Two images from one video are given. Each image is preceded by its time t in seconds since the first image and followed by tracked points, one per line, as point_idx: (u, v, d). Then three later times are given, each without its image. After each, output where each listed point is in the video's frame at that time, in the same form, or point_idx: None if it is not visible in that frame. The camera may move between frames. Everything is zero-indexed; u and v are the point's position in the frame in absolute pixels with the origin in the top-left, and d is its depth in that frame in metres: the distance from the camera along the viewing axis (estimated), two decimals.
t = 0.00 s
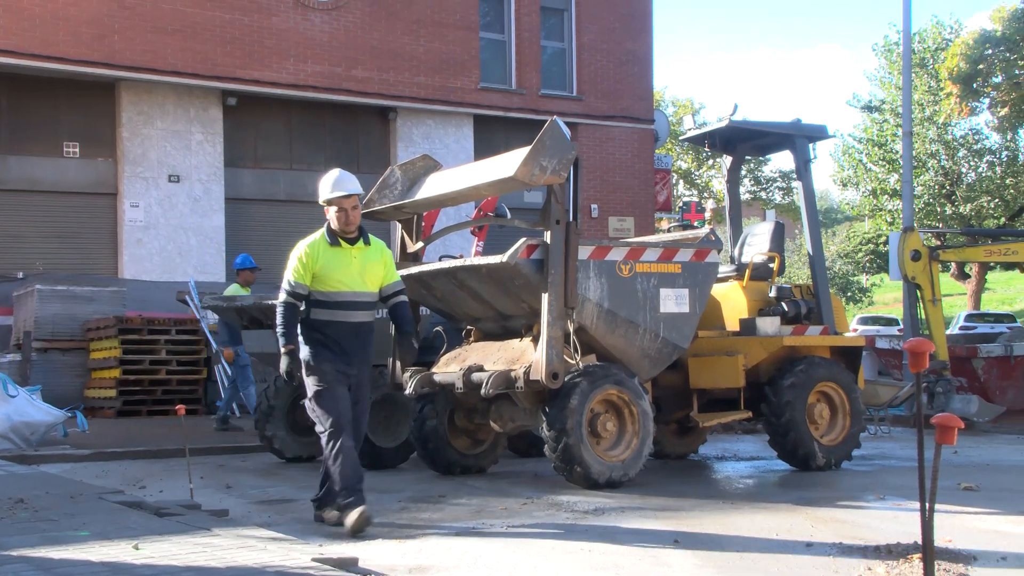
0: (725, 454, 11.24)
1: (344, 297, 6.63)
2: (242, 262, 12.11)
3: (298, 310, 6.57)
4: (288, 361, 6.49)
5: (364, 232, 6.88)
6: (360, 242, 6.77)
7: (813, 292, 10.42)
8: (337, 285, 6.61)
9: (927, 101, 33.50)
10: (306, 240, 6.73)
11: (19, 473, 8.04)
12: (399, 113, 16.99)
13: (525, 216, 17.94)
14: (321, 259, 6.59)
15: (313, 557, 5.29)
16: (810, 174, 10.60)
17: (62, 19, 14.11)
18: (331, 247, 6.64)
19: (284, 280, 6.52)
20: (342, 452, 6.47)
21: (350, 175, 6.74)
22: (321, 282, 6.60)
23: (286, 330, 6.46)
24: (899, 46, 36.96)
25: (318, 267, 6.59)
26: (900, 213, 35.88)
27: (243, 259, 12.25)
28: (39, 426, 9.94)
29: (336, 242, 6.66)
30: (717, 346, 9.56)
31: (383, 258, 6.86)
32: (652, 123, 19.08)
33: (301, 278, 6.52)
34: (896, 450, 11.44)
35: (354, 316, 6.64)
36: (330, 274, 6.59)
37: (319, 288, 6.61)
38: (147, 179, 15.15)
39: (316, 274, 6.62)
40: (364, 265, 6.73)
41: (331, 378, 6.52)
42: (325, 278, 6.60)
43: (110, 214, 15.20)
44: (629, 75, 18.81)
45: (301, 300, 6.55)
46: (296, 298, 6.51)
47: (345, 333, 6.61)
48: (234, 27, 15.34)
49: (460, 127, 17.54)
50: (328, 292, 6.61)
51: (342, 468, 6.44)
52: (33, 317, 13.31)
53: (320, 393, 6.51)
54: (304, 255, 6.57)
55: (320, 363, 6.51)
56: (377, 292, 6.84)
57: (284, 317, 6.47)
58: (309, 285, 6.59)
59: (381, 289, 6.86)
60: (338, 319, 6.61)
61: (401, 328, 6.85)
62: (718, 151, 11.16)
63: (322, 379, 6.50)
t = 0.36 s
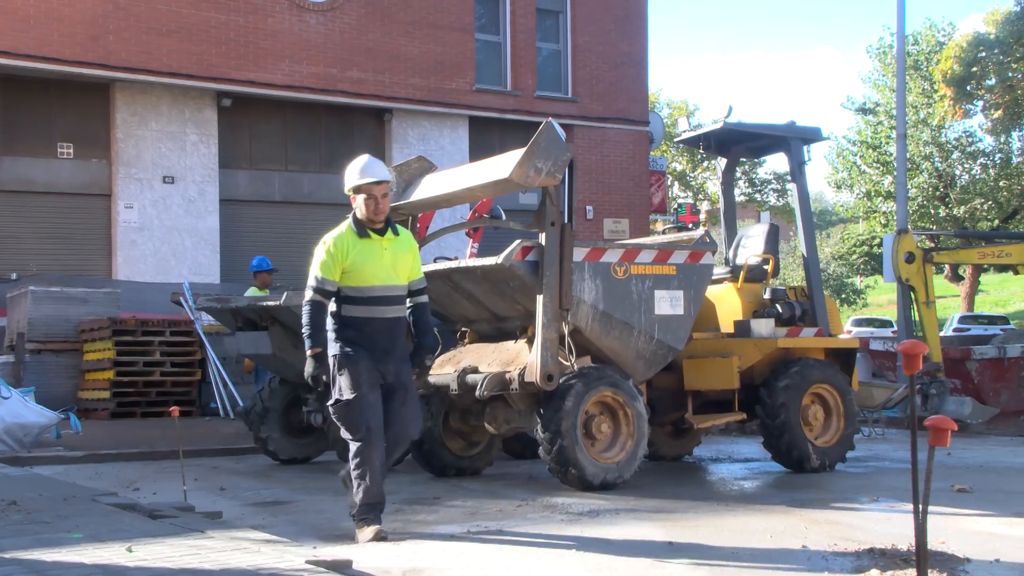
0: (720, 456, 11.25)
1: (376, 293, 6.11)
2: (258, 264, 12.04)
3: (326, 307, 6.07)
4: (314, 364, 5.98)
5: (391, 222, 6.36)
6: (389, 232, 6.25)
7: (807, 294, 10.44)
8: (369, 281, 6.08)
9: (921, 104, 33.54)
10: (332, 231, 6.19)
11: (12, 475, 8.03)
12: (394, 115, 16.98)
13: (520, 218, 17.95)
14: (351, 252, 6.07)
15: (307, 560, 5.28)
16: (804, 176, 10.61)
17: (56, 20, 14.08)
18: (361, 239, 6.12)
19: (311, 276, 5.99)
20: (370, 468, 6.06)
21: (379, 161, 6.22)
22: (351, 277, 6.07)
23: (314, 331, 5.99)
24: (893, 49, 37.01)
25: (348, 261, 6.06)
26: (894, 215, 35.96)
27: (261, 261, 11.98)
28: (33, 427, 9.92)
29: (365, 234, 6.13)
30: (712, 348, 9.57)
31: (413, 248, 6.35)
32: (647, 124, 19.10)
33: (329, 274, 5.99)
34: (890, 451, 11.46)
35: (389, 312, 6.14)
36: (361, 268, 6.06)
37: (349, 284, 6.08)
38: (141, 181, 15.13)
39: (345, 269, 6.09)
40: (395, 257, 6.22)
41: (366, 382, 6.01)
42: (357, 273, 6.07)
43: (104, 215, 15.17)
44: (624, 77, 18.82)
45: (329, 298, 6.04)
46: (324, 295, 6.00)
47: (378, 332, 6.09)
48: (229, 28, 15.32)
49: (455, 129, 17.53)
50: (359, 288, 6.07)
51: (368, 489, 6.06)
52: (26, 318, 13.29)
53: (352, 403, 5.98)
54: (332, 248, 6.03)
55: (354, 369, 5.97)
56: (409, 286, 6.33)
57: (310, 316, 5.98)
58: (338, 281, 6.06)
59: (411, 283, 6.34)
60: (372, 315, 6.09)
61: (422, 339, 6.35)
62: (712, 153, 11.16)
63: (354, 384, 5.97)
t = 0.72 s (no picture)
0: (712, 455, 11.27)
1: (420, 293, 5.92)
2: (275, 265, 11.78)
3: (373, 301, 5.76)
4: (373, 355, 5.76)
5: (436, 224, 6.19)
6: (435, 233, 6.09)
7: (798, 292, 10.47)
8: (414, 279, 5.90)
9: (912, 102, 33.63)
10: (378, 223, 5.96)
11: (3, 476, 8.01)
12: (386, 114, 16.97)
13: (512, 217, 17.95)
14: (401, 247, 5.86)
15: (299, 560, 5.27)
16: (794, 174, 10.63)
17: (47, 19, 14.04)
18: (412, 235, 5.94)
19: (360, 268, 5.72)
20: (374, 472, 5.98)
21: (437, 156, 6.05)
22: (398, 273, 5.87)
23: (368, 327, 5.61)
24: (883, 48, 37.12)
25: (397, 256, 5.85)
26: (885, 213, 36.07)
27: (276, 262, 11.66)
28: (23, 428, 9.89)
29: (416, 231, 5.95)
30: (704, 347, 9.58)
31: (454, 253, 6.19)
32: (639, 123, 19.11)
33: (379, 267, 5.76)
34: (881, 449, 11.49)
35: (428, 316, 5.93)
36: (409, 266, 5.88)
37: (394, 280, 5.88)
38: (132, 180, 15.09)
39: (393, 264, 5.87)
40: (441, 259, 6.05)
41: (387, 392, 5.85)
42: (403, 270, 5.88)
43: (95, 215, 15.13)
44: (615, 76, 18.84)
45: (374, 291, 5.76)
46: (370, 289, 5.72)
47: (414, 336, 5.87)
48: (220, 27, 15.29)
49: (447, 128, 17.52)
50: (403, 285, 5.87)
51: (362, 489, 6.01)
52: (17, 318, 13.28)
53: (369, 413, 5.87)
54: (384, 241, 5.81)
55: (373, 379, 5.83)
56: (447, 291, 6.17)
57: (360, 310, 5.64)
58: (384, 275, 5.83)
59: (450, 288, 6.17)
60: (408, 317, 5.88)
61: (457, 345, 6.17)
62: (704, 152, 11.18)
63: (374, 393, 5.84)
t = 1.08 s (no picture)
0: (701, 456, 11.28)
1: (476, 272, 5.67)
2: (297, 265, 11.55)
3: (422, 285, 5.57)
4: (415, 343, 5.48)
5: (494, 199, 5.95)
6: (492, 211, 5.85)
7: (787, 295, 10.48)
8: (471, 258, 5.67)
9: (902, 105, 33.70)
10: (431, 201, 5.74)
11: None
12: (377, 114, 16.95)
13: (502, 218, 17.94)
14: (455, 227, 5.64)
15: (286, 560, 5.26)
16: (784, 177, 10.65)
17: (36, 17, 13.98)
18: (467, 213, 5.70)
19: (410, 248, 5.52)
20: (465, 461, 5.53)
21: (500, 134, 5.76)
22: (452, 253, 5.65)
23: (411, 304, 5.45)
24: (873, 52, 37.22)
25: (451, 235, 5.63)
26: (874, 216, 36.16)
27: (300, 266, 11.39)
28: (10, 428, 9.85)
29: (470, 209, 5.71)
30: (693, 349, 9.59)
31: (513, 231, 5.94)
32: (630, 125, 19.12)
33: (429, 247, 5.54)
34: (870, 451, 11.52)
35: (490, 296, 5.68)
36: (465, 245, 5.65)
37: (448, 259, 5.65)
38: (121, 179, 15.04)
39: (446, 244, 5.66)
40: (497, 237, 5.81)
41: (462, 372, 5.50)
42: (459, 249, 5.66)
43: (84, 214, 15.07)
44: (606, 77, 18.85)
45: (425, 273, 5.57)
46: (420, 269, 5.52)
47: (479, 316, 5.61)
48: (210, 26, 15.26)
49: (438, 129, 17.51)
50: (459, 265, 5.65)
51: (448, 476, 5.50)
52: (4, 317, 13.25)
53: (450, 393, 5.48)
54: (436, 220, 5.59)
55: (449, 356, 5.48)
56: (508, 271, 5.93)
57: (406, 289, 5.44)
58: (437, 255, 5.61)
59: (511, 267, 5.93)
60: (472, 298, 5.64)
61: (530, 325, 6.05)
62: (694, 154, 11.19)
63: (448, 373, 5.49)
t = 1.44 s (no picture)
0: (694, 457, 11.29)
1: (539, 284, 5.37)
2: (320, 267, 11.22)
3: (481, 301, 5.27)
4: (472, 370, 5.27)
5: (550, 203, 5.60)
6: (550, 215, 5.50)
7: (780, 296, 10.47)
8: (535, 269, 5.35)
9: (895, 107, 33.77)
10: (487, 209, 5.38)
11: None
12: (370, 114, 16.95)
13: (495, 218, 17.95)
14: (516, 238, 5.29)
15: (279, 561, 5.26)
16: (777, 178, 10.64)
17: (29, 17, 13.95)
18: (525, 221, 5.34)
19: (468, 263, 5.19)
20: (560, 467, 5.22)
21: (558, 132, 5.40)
22: (514, 265, 5.31)
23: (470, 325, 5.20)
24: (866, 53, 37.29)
25: (512, 247, 5.29)
26: (867, 218, 36.24)
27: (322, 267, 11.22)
28: (3, 428, 9.83)
29: (530, 217, 5.36)
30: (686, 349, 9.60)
31: (569, 234, 5.62)
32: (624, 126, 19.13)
33: (490, 262, 5.21)
34: (862, 452, 11.55)
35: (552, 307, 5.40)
36: (528, 256, 5.32)
37: (509, 272, 5.32)
38: (114, 179, 15.01)
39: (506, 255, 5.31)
40: (557, 243, 5.49)
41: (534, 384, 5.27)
42: (521, 261, 5.32)
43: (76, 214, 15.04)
44: (600, 78, 18.86)
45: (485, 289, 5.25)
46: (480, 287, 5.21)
47: (544, 329, 5.35)
48: (203, 26, 15.23)
49: (432, 129, 17.50)
50: (522, 278, 5.32)
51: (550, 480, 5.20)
52: None
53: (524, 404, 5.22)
54: (496, 233, 5.24)
55: (520, 367, 5.22)
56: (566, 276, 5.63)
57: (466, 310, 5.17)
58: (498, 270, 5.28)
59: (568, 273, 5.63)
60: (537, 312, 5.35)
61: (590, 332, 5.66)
62: (688, 155, 11.19)
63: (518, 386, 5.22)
